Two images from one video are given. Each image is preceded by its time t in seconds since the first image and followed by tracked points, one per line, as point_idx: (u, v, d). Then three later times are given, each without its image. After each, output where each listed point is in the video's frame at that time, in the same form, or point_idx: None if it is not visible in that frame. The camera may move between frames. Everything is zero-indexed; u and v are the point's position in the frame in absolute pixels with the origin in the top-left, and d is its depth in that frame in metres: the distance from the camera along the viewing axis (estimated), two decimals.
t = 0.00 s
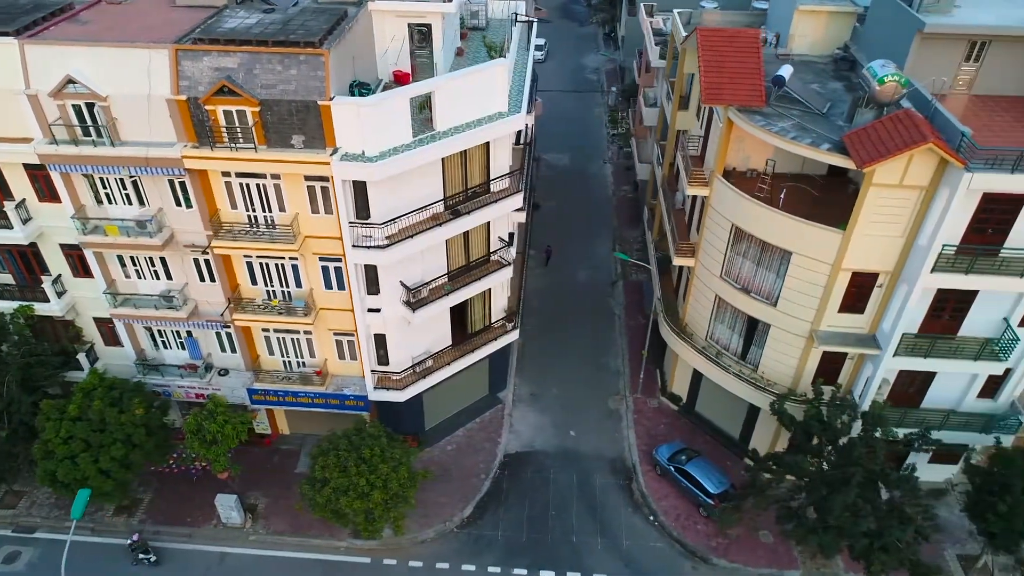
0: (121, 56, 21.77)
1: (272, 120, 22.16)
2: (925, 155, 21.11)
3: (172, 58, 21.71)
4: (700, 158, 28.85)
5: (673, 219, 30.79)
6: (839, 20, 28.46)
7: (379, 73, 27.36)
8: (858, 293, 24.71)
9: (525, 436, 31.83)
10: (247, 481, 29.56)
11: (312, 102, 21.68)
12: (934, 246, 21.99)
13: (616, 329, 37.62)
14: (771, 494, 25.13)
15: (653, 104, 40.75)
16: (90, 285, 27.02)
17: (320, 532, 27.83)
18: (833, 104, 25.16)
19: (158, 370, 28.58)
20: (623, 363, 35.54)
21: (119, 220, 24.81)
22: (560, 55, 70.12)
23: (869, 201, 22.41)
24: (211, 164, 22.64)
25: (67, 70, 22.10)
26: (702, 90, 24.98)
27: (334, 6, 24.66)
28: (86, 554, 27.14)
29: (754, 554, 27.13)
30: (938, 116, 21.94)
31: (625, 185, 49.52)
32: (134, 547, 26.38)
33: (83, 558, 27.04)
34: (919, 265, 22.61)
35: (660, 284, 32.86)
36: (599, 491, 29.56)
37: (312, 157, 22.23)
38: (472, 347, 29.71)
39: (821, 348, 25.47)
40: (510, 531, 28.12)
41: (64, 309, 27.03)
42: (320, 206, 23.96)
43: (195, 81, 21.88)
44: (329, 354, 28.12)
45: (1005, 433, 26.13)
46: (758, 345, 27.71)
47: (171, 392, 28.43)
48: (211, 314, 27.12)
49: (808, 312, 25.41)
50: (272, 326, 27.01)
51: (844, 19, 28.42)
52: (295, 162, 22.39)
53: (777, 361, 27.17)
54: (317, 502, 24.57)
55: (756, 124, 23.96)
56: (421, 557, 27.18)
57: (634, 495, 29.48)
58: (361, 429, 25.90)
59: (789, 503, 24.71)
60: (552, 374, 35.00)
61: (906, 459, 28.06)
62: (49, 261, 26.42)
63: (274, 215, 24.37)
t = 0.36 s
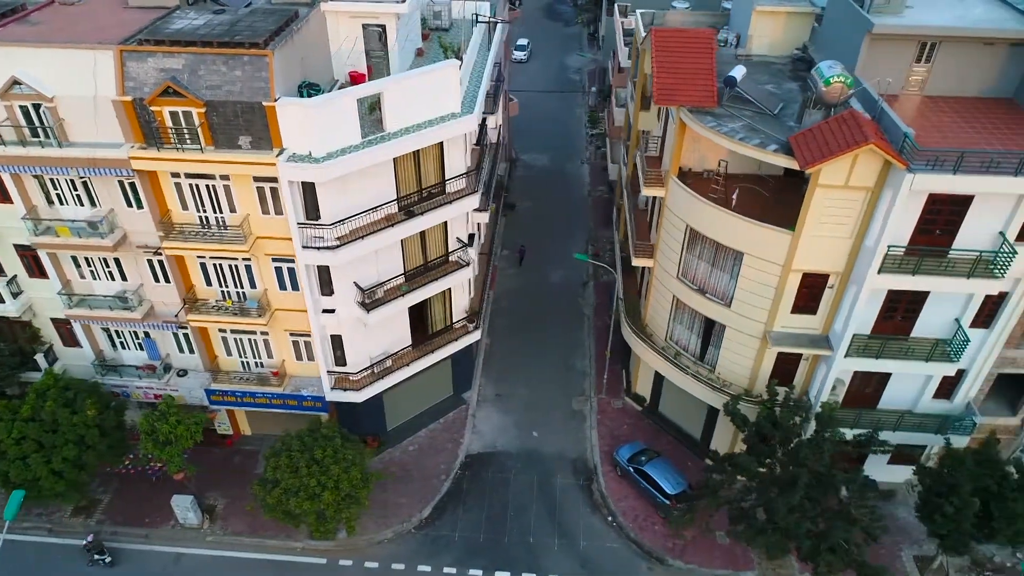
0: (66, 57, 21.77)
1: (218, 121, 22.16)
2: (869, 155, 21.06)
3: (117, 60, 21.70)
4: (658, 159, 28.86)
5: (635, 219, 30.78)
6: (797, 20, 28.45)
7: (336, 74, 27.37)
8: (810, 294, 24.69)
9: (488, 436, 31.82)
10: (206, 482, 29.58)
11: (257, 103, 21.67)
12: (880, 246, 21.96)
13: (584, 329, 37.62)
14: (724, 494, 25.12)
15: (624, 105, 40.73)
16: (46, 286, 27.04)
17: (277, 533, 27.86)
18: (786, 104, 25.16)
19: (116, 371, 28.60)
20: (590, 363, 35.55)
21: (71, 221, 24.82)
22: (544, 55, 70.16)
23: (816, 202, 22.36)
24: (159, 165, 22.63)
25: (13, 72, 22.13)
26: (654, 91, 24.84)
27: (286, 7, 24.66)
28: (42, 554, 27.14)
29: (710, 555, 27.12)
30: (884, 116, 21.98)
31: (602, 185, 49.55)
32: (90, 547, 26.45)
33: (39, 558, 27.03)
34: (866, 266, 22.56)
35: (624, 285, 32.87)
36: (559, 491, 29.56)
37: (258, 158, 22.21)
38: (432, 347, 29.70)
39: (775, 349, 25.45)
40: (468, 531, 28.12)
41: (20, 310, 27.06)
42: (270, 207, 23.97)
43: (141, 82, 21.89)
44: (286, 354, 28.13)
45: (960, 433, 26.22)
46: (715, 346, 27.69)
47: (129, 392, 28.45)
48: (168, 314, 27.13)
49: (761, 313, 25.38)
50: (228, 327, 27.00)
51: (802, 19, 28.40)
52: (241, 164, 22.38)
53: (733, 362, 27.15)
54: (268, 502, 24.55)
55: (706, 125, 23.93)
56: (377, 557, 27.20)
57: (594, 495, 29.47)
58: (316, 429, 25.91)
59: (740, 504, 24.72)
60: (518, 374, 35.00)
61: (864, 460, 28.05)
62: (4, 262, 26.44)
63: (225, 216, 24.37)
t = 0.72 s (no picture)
0: (10, 58, 21.77)
1: (164, 121, 22.16)
2: (813, 156, 21.03)
3: (62, 60, 21.73)
4: (617, 159, 28.85)
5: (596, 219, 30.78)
6: (756, 20, 28.41)
7: (292, 74, 27.36)
8: (762, 294, 24.67)
9: (450, 437, 31.82)
10: (165, 482, 29.59)
11: (202, 104, 21.68)
12: (826, 246, 21.92)
13: (553, 329, 37.62)
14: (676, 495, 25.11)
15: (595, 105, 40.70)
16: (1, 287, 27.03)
17: (234, 533, 27.89)
18: (738, 104, 25.15)
19: (75, 371, 28.63)
20: (556, 363, 35.54)
21: (23, 221, 24.83)
22: (527, 55, 70.17)
23: (762, 202, 22.33)
24: (106, 166, 22.65)
25: None
26: (606, 91, 24.80)
27: (237, 7, 24.67)
28: None
29: (666, 556, 27.11)
30: (829, 116, 22.00)
31: (578, 185, 49.57)
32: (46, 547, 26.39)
33: None
34: (814, 267, 22.54)
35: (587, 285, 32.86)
36: (518, 492, 29.56)
37: (204, 159, 22.21)
38: (391, 347, 29.68)
39: (728, 350, 25.44)
40: (425, 531, 28.12)
41: None
42: (220, 208, 23.98)
43: (86, 83, 21.92)
44: (244, 354, 28.15)
45: (915, 433, 26.23)
46: (672, 346, 27.68)
47: (88, 393, 28.50)
48: (124, 315, 27.14)
49: (714, 314, 25.36)
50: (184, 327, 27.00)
51: (760, 20, 28.34)
52: (188, 164, 22.39)
53: (689, 362, 27.15)
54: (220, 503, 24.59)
55: (655, 126, 23.92)
56: (333, 557, 27.22)
57: (553, 496, 29.46)
58: (270, 429, 25.88)
59: (692, 504, 24.71)
60: (484, 375, 35.00)
61: (823, 460, 28.29)
62: None
63: (176, 216, 24.38)
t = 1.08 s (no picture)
0: None
1: (110, 121, 22.18)
2: (758, 156, 21.02)
3: (8, 61, 21.76)
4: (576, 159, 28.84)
5: (558, 218, 30.77)
6: (714, 20, 28.35)
7: (249, 74, 27.36)
8: (714, 294, 24.68)
9: (414, 437, 31.81)
10: (125, 482, 29.59)
11: (147, 104, 21.68)
12: (772, 246, 21.92)
13: (522, 330, 37.60)
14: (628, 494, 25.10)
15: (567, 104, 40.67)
16: None
17: (192, 533, 27.88)
18: (691, 104, 25.15)
19: (34, 371, 28.66)
20: (523, 363, 35.52)
21: None
22: (511, 55, 70.13)
23: (710, 202, 22.30)
24: (54, 166, 22.68)
25: None
26: (559, 90, 24.68)
27: (189, 7, 24.68)
28: None
29: (622, 556, 27.09)
30: (775, 116, 22.01)
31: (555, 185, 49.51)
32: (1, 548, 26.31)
33: None
34: (762, 266, 22.55)
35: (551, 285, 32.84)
36: (479, 491, 29.54)
37: (150, 159, 22.20)
38: (352, 347, 29.67)
39: (682, 350, 25.44)
40: (383, 531, 28.10)
41: None
42: (171, 208, 23.98)
43: (32, 83, 21.96)
44: (202, 354, 28.17)
45: (871, 433, 26.15)
46: (630, 346, 27.67)
47: (47, 393, 28.54)
48: (80, 315, 27.15)
49: (668, 313, 25.35)
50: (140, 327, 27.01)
51: (719, 19, 28.29)
52: (135, 164, 22.39)
53: (646, 362, 27.15)
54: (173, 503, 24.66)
55: (605, 125, 23.91)
56: (289, 557, 27.19)
57: (513, 496, 29.44)
58: (223, 428, 25.76)
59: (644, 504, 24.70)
60: (451, 375, 34.98)
61: (784, 460, 28.22)
62: None
63: (128, 216, 24.40)
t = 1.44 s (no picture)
0: None
1: (74, 121, 22.15)
2: (720, 155, 21.00)
3: None
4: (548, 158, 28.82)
5: (532, 218, 30.76)
6: (686, 19, 28.34)
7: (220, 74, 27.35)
8: (681, 294, 24.68)
9: (388, 437, 31.80)
10: (98, 482, 29.58)
11: (110, 103, 21.69)
12: (735, 245, 21.91)
13: (500, 329, 37.59)
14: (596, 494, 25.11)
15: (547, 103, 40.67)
16: None
17: (163, 533, 27.87)
18: (659, 104, 25.12)
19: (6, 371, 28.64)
20: (500, 363, 35.51)
21: None
22: (499, 55, 70.12)
23: (674, 202, 22.28)
24: (19, 165, 22.70)
25: None
26: (527, 90, 24.64)
27: (156, 7, 24.70)
28: None
29: (593, 556, 27.09)
30: (739, 115, 21.99)
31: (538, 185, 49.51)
32: None
33: None
34: (727, 266, 22.53)
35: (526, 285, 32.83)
36: (451, 491, 29.53)
37: (114, 159, 22.17)
38: (325, 347, 29.66)
39: (650, 350, 25.43)
40: (355, 531, 28.09)
41: None
42: (138, 208, 23.97)
43: None
44: (173, 354, 28.19)
45: (840, 433, 26.11)
46: (601, 346, 27.66)
47: (19, 392, 28.53)
48: (51, 314, 27.13)
49: (637, 313, 25.35)
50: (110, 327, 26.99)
51: (690, 18, 28.28)
52: (100, 164, 22.37)
53: (617, 361, 27.16)
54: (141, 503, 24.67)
55: (571, 125, 23.91)
56: (260, 557, 27.18)
57: (486, 496, 29.42)
58: (193, 428, 25.75)
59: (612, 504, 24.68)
60: (428, 375, 34.98)
61: (756, 460, 28.18)
62: None
63: (95, 216, 24.41)
